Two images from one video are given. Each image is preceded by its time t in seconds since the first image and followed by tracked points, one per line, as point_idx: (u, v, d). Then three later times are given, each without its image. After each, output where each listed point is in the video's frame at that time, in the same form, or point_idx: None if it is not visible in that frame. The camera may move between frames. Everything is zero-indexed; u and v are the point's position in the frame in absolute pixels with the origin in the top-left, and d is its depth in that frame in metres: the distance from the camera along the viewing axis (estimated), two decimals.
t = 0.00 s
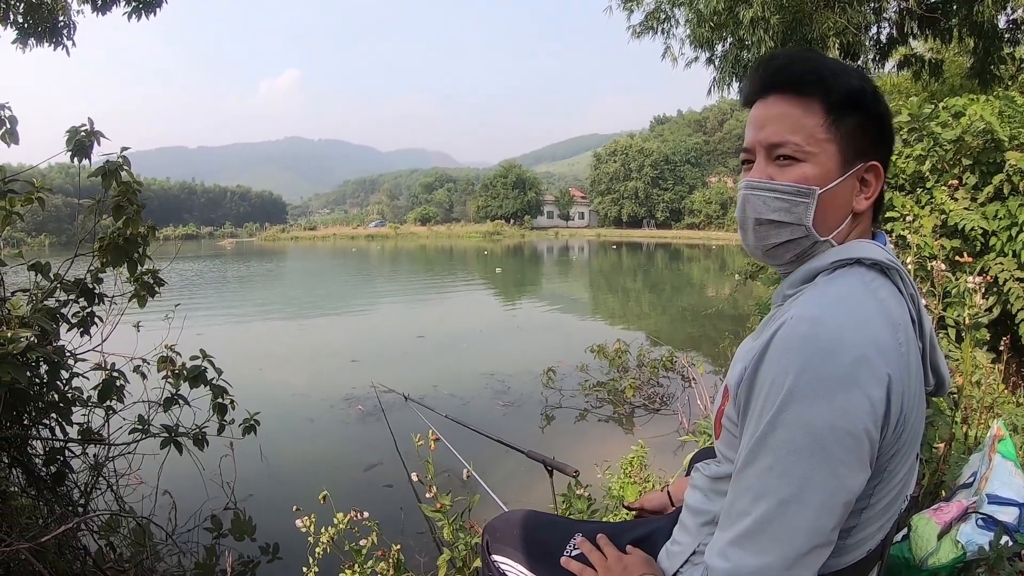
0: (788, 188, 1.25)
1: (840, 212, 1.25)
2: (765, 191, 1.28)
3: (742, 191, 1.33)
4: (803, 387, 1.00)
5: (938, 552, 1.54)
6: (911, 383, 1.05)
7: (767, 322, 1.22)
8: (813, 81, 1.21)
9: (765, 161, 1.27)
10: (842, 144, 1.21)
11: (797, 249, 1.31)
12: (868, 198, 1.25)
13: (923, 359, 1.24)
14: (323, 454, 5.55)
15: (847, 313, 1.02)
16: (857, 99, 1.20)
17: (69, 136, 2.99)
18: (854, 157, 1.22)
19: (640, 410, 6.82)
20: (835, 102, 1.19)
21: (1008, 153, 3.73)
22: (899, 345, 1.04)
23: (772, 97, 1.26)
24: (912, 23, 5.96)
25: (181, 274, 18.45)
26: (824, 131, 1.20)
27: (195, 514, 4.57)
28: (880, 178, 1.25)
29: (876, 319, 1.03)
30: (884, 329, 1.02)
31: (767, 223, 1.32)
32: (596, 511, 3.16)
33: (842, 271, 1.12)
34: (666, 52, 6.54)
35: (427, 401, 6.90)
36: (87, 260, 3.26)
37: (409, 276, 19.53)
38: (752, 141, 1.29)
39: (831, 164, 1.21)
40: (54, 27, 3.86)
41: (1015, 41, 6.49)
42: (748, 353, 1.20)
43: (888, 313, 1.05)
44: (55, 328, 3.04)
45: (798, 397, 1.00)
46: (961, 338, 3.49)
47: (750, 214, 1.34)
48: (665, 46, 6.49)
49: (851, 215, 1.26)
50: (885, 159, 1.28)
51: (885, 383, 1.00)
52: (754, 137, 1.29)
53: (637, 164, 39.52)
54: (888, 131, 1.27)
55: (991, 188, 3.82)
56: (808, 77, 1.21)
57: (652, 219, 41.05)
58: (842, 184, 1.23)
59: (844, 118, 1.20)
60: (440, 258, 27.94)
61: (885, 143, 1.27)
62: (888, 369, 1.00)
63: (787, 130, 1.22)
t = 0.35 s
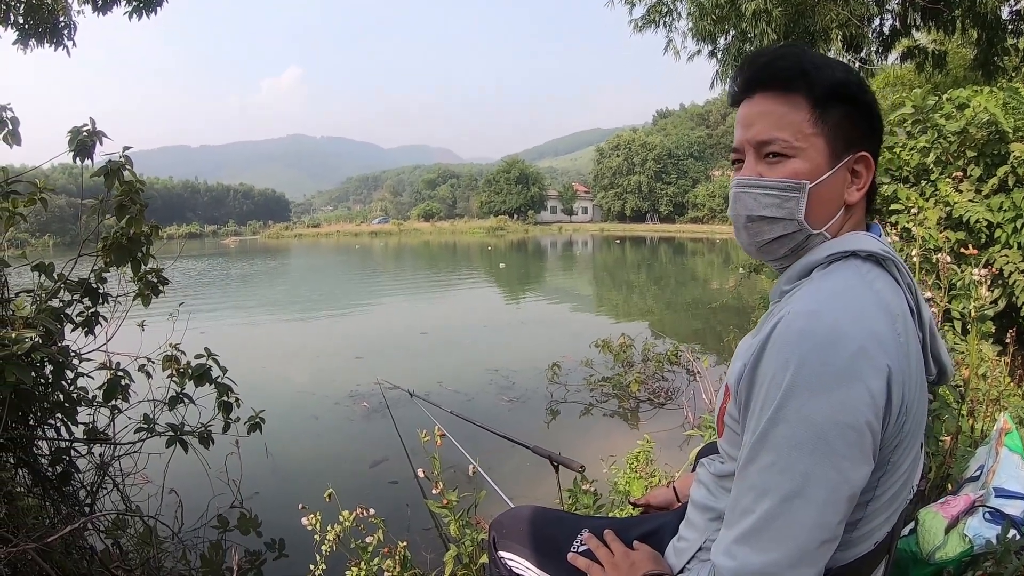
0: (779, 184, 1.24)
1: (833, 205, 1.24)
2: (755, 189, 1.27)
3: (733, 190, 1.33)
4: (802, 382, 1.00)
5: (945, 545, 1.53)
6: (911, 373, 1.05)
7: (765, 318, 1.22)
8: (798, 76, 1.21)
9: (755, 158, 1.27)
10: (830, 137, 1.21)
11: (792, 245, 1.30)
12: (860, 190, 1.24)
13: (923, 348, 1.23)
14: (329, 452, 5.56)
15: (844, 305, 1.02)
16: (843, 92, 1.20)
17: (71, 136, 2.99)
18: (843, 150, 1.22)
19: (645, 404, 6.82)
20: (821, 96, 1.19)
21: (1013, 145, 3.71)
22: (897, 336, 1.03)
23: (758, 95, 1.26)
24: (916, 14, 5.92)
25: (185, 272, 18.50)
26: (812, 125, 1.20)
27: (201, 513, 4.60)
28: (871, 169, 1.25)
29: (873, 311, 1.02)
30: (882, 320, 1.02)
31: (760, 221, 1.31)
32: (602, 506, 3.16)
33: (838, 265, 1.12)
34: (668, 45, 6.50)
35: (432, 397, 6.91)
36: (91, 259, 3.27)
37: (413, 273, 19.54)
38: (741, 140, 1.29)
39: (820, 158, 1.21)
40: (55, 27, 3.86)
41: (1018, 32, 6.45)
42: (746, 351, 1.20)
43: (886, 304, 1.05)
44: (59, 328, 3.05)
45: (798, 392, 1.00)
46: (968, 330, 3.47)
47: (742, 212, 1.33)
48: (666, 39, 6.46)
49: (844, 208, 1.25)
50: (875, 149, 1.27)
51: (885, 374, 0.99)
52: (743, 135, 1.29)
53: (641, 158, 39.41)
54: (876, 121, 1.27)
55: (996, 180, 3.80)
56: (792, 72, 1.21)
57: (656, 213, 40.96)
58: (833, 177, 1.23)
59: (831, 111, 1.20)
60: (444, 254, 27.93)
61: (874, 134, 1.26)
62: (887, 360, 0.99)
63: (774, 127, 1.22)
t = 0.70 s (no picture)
0: (762, 184, 1.25)
1: (818, 201, 1.24)
2: (740, 189, 1.28)
3: (719, 191, 1.33)
4: (794, 373, 1.00)
5: (951, 541, 1.51)
6: (904, 361, 1.04)
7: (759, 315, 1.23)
8: (778, 76, 1.21)
9: (739, 159, 1.27)
10: (811, 135, 1.21)
11: (779, 244, 1.31)
12: (845, 184, 1.24)
13: (918, 339, 1.23)
14: (334, 450, 5.58)
15: (834, 298, 1.02)
16: (824, 89, 1.20)
17: (74, 138, 3.00)
18: (825, 146, 1.22)
19: (650, 401, 6.81)
20: (801, 95, 1.19)
21: (1017, 139, 3.69)
22: (889, 325, 1.03)
23: (739, 96, 1.27)
24: (919, 8, 5.89)
25: (189, 272, 18.56)
26: (793, 123, 1.20)
27: (206, 512, 4.61)
28: (856, 164, 1.25)
29: (863, 301, 1.02)
30: (873, 310, 1.02)
31: (747, 220, 1.32)
32: (606, 503, 3.16)
33: (829, 259, 1.12)
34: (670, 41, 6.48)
35: (436, 395, 6.92)
36: (95, 260, 3.27)
37: (417, 271, 19.52)
38: (726, 141, 1.30)
39: (802, 156, 1.21)
40: (56, 29, 3.86)
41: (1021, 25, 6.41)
42: (741, 347, 1.20)
43: (877, 294, 1.05)
44: (64, 328, 3.06)
45: (790, 384, 1.00)
46: (973, 324, 3.46)
47: (729, 213, 1.34)
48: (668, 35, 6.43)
49: (828, 204, 1.25)
50: (860, 145, 1.27)
51: (877, 362, 0.99)
52: (727, 137, 1.30)
53: (644, 154, 39.30)
54: (860, 115, 1.26)
55: (1000, 174, 3.77)
56: (773, 72, 1.22)
57: (659, 210, 40.88)
58: (817, 174, 1.23)
59: (811, 109, 1.20)
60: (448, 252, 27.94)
61: (858, 129, 1.26)
62: (878, 349, 1.00)
63: (756, 127, 1.23)
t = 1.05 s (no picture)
0: (758, 183, 1.25)
1: (813, 198, 1.24)
2: (737, 188, 1.27)
3: (717, 190, 1.33)
4: (789, 364, 1.00)
5: (954, 539, 1.51)
6: (898, 353, 1.04)
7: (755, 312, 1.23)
8: (773, 76, 1.21)
9: (736, 159, 1.27)
10: (807, 134, 1.20)
11: (777, 240, 1.31)
12: (841, 182, 1.24)
13: (915, 334, 1.22)
14: (336, 450, 5.59)
15: (827, 291, 1.03)
16: (818, 88, 1.19)
17: (76, 139, 3.01)
18: (820, 144, 1.21)
19: (652, 400, 6.80)
20: (796, 95, 1.19)
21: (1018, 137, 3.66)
22: (882, 317, 1.03)
23: (734, 96, 1.27)
24: (921, 5, 5.87)
25: (192, 273, 18.59)
26: (788, 122, 1.20)
27: (209, 513, 4.62)
28: (852, 162, 1.24)
29: (856, 294, 1.03)
30: (865, 302, 1.02)
31: (744, 218, 1.31)
32: (609, 502, 3.16)
33: (824, 254, 1.12)
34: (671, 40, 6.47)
35: (439, 395, 6.92)
36: (97, 260, 3.28)
37: (420, 271, 19.52)
38: (722, 142, 1.30)
39: (798, 154, 1.21)
40: (57, 30, 3.87)
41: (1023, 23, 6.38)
42: (738, 344, 1.20)
43: (870, 287, 1.05)
44: (67, 329, 3.06)
45: (784, 375, 1.00)
46: (976, 322, 3.45)
47: (726, 211, 1.34)
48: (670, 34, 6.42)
49: (825, 201, 1.25)
50: (856, 142, 1.27)
51: (871, 353, 0.99)
52: (724, 137, 1.30)
53: (646, 153, 39.27)
54: (854, 112, 1.26)
55: (1002, 172, 3.75)
56: (767, 73, 1.22)
57: (662, 209, 40.82)
58: (811, 171, 1.23)
59: (806, 109, 1.19)
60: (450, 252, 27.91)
61: (853, 127, 1.26)
62: (870, 340, 1.00)
63: (752, 128, 1.23)
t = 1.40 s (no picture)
0: (764, 184, 1.25)
1: (818, 200, 1.24)
2: (743, 189, 1.27)
3: (723, 191, 1.33)
4: (785, 356, 1.00)
5: (957, 541, 1.54)
6: (895, 349, 1.04)
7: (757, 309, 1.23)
8: (778, 79, 1.21)
9: (742, 161, 1.27)
10: (812, 136, 1.20)
11: (782, 241, 1.31)
12: (846, 185, 1.23)
13: (917, 336, 1.22)
14: (339, 452, 5.59)
15: (823, 286, 1.03)
16: (823, 91, 1.20)
17: (79, 141, 3.02)
18: (825, 147, 1.21)
19: (655, 402, 6.79)
20: (801, 98, 1.19)
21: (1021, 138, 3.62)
22: (879, 314, 1.03)
23: (740, 99, 1.27)
24: (923, 7, 5.88)
25: (196, 275, 18.65)
26: (794, 125, 1.20)
27: (212, 514, 4.63)
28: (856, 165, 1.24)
29: (852, 289, 1.03)
30: (862, 298, 1.02)
31: (749, 219, 1.31)
32: (611, 504, 3.15)
33: (824, 253, 1.12)
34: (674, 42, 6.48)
35: (441, 396, 6.93)
36: (101, 262, 3.29)
37: (423, 273, 19.54)
38: (729, 145, 1.30)
39: (803, 157, 1.21)
40: (61, 33, 3.89)
41: None
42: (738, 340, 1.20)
43: (867, 284, 1.05)
44: (70, 330, 3.07)
45: (780, 367, 1.00)
46: (980, 324, 3.44)
47: (732, 213, 1.34)
48: (673, 36, 6.43)
49: (829, 204, 1.25)
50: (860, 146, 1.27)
51: (866, 346, 0.99)
52: (731, 139, 1.30)
53: (648, 155, 39.26)
54: (859, 115, 1.26)
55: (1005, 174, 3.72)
56: (772, 76, 1.22)
57: (665, 211, 40.77)
58: (816, 173, 1.22)
59: (812, 111, 1.19)
60: (453, 254, 27.90)
61: (858, 130, 1.25)
62: (866, 335, 1.00)
63: (758, 130, 1.23)
